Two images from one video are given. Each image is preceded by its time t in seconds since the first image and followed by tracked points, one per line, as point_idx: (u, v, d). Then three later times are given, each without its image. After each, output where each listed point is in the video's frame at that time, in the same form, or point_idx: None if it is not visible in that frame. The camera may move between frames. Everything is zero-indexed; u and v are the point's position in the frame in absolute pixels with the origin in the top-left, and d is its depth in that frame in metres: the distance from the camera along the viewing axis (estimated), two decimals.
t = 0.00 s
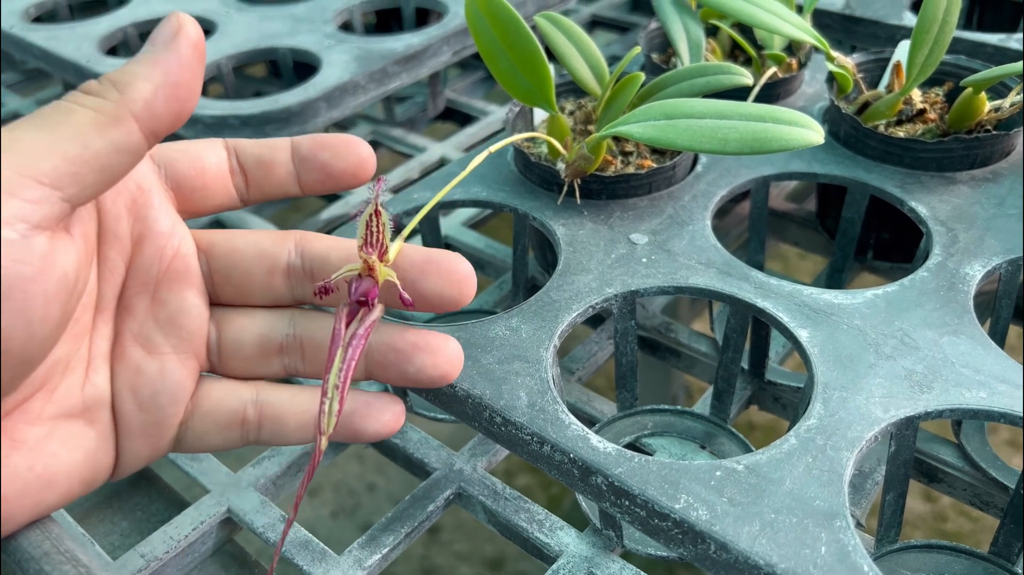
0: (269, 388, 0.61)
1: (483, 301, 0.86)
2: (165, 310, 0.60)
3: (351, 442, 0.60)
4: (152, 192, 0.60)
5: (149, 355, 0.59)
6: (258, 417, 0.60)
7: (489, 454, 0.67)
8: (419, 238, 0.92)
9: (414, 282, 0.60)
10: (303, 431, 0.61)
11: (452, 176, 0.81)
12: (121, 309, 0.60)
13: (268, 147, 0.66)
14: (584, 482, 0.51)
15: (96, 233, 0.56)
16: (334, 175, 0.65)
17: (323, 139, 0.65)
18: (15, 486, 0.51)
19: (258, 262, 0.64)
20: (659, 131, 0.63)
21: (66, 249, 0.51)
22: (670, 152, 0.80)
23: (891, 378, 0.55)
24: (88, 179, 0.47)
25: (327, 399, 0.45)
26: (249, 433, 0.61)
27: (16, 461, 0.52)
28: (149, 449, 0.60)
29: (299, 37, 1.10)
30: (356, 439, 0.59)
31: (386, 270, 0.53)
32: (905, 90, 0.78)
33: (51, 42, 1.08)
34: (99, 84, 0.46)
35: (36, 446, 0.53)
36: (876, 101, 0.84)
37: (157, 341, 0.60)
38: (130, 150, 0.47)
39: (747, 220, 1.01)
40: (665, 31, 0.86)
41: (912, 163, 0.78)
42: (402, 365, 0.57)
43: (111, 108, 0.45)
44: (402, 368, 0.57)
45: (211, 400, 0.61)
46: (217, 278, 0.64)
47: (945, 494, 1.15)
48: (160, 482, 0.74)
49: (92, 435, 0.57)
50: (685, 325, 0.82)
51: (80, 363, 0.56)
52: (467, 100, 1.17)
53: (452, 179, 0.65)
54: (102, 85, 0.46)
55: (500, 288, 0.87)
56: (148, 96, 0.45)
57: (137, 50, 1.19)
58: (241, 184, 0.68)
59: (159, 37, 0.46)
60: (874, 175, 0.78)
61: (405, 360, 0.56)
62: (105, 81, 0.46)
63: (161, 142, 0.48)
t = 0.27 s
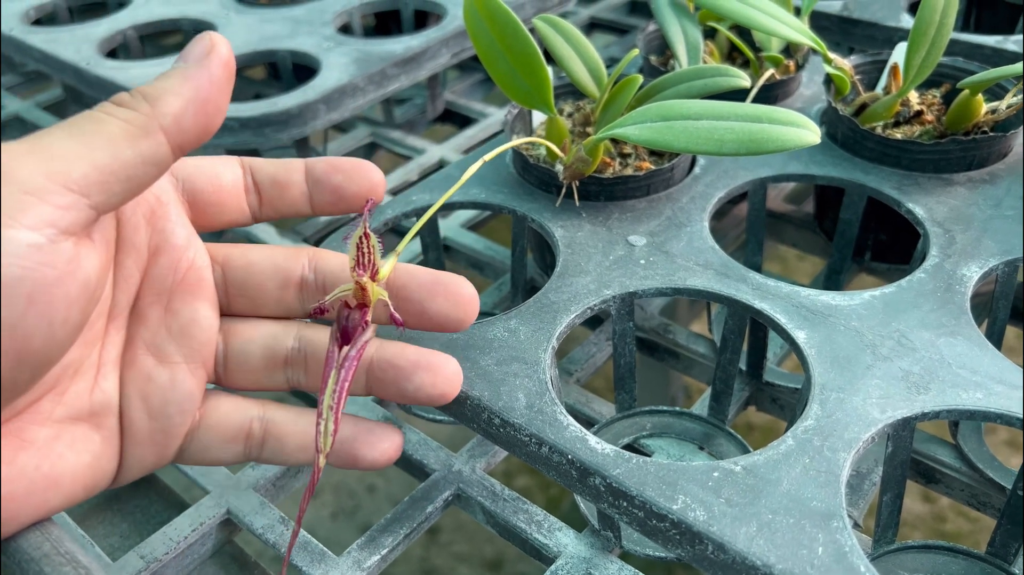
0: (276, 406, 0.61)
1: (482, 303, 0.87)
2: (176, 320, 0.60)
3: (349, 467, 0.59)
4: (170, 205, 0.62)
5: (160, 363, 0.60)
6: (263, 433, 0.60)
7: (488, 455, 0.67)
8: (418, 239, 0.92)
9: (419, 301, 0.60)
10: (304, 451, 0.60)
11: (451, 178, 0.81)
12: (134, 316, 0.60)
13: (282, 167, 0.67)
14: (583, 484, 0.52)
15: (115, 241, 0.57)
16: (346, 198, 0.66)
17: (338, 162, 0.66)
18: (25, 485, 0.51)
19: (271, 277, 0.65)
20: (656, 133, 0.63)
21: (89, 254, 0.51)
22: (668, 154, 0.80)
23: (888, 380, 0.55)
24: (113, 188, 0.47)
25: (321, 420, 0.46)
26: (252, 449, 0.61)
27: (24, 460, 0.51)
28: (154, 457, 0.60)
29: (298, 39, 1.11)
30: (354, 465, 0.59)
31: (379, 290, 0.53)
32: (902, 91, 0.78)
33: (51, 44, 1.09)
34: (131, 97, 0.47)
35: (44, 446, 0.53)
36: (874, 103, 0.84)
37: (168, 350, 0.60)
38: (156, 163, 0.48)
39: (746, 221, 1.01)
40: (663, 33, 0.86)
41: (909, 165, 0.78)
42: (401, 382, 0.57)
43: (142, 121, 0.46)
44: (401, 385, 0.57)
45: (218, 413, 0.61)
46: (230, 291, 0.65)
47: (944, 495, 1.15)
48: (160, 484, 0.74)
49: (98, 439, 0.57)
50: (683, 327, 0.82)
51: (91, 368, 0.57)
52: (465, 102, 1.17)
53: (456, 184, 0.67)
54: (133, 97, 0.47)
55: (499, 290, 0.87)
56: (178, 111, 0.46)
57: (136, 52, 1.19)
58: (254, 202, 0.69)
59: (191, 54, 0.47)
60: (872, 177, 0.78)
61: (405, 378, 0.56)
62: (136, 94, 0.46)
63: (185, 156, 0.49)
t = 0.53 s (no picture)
0: (274, 411, 0.62)
1: (481, 305, 0.87)
2: (176, 325, 0.61)
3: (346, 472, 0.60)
4: (170, 210, 0.62)
5: (160, 367, 0.60)
6: (261, 436, 0.61)
7: (485, 457, 0.67)
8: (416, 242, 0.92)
9: (410, 313, 0.60)
10: (300, 455, 0.61)
11: (449, 182, 0.82)
12: (133, 320, 0.60)
13: (281, 174, 0.67)
14: (580, 486, 0.52)
15: (116, 245, 0.57)
16: (344, 205, 0.66)
17: (336, 169, 0.66)
18: (26, 485, 0.51)
19: (269, 283, 0.65)
20: (652, 136, 0.63)
21: (94, 257, 0.51)
22: (665, 157, 0.80)
23: (884, 382, 0.56)
24: (119, 191, 0.48)
25: (322, 421, 0.46)
26: (249, 453, 0.62)
27: (25, 461, 0.52)
28: (153, 460, 0.60)
29: (296, 42, 1.11)
30: (349, 470, 0.60)
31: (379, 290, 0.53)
32: (898, 95, 0.79)
33: (51, 47, 1.09)
34: (136, 103, 0.48)
35: (45, 448, 0.53)
36: (870, 106, 0.84)
37: (168, 354, 0.61)
38: (160, 168, 0.49)
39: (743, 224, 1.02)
40: (661, 37, 0.87)
41: (905, 168, 0.78)
42: (394, 394, 0.58)
43: (148, 127, 0.47)
44: (394, 397, 0.58)
45: (216, 417, 0.62)
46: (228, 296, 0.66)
47: (941, 496, 1.15)
48: (159, 486, 0.74)
49: (98, 441, 0.57)
50: (680, 329, 0.82)
51: (92, 371, 0.57)
52: (464, 105, 1.18)
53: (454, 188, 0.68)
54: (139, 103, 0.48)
55: (497, 292, 0.88)
56: (184, 117, 0.48)
57: (136, 55, 1.19)
58: (252, 208, 0.69)
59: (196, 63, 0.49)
60: (868, 180, 0.79)
61: (398, 390, 0.57)
62: (142, 100, 0.48)
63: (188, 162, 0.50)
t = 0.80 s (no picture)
0: (273, 407, 0.62)
1: (480, 304, 0.86)
2: (174, 322, 0.61)
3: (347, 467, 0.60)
4: (167, 206, 0.62)
5: (158, 364, 0.60)
6: (260, 432, 0.61)
7: (485, 457, 0.67)
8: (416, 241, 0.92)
9: (412, 306, 0.60)
10: (300, 451, 0.61)
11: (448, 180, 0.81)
12: (131, 317, 0.60)
13: (280, 170, 0.67)
14: (580, 485, 0.52)
15: (113, 242, 0.57)
16: (342, 201, 0.66)
17: (335, 164, 0.66)
18: (23, 484, 0.50)
19: (267, 278, 0.65)
20: (652, 134, 0.63)
21: (89, 251, 0.51)
22: (665, 155, 0.80)
23: (886, 381, 0.55)
24: (113, 186, 0.48)
25: (322, 417, 0.46)
26: (248, 449, 0.62)
27: (22, 460, 0.51)
28: (152, 458, 0.60)
29: (296, 40, 1.10)
30: (349, 464, 0.60)
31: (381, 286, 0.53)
32: (900, 93, 0.79)
33: (49, 46, 1.09)
34: (128, 96, 0.48)
35: (42, 446, 0.53)
36: (871, 105, 0.84)
37: (166, 351, 0.61)
38: (155, 161, 0.49)
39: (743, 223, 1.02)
40: (661, 35, 0.87)
41: (906, 167, 0.78)
42: (395, 390, 0.57)
43: (140, 119, 0.47)
44: (395, 393, 0.58)
45: (215, 414, 0.62)
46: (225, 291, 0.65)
47: (941, 496, 1.15)
48: (157, 485, 0.74)
49: (95, 440, 0.57)
50: (681, 328, 0.82)
51: (90, 368, 0.57)
52: (463, 104, 1.17)
53: (454, 185, 0.67)
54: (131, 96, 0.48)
55: (497, 291, 0.87)
56: (177, 109, 0.47)
57: (134, 54, 1.19)
58: (250, 204, 0.68)
59: (187, 55, 0.48)
60: (869, 178, 0.78)
61: (399, 385, 0.57)
62: (134, 93, 0.47)
63: (183, 155, 0.50)
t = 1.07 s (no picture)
0: (269, 400, 0.61)
1: (479, 304, 0.86)
2: (169, 318, 0.60)
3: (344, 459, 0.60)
4: (159, 202, 0.61)
5: (153, 361, 0.60)
6: (256, 426, 0.60)
7: (484, 457, 0.67)
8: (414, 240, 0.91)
9: (409, 299, 0.59)
10: (297, 444, 0.60)
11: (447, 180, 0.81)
12: (125, 315, 0.60)
13: (273, 162, 0.66)
14: (579, 485, 0.51)
15: (103, 239, 0.56)
16: (337, 192, 0.65)
17: (329, 155, 0.65)
18: (19, 483, 0.51)
19: (260, 272, 0.64)
20: (652, 133, 0.63)
21: (73, 238, 0.51)
22: (665, 154, 0.80)
23: (886, 381, 0.55)
24: (89, 168, 0.47)
25: (322, 419, 0.46)
26: (245, 443, 0.61)
27: (17, 459, 0.51)
28: (149, 456, 0.60)
29: (294, 39, 1.10)
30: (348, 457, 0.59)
31: (379, 288, 0.52)
32: (900, 92, 0.78)
33: (47, 44, 1.08)
34: (93, 74, 0.47)
35: (37, 446, 0.53)
36: (871, 104, 0.84)
37: (161, 348, 0.60)
38: (130, 136, 0.48)
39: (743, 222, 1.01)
40: (661, 34, 0.86)
41: (906, 166, 0.78)
42: (392, 384, 0.57)
43: (109, 95, 0.46)
44: (392, 387, 0.57)
45: (212, 410, 0.61)
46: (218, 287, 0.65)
47: (941, 496, 1.15)
48: (154, 485, 0.73)
49: (91, 439, 0.57)
50: (680, 328, 0.82)
51: (83, 367, 0.57)
52: (462, 103, 1.17)
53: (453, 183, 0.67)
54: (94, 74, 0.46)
55: (496, 291, 0.87)
56: (143, 79, 0.46)
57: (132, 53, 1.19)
58: (244, 197, 0.68)
59: (143, 22, 0.46)
60: (869, 178, 0.78)
61: (397, 380, 0.56)
62: (99, 71, 0.46)
63: (157, 126, 0.49)
